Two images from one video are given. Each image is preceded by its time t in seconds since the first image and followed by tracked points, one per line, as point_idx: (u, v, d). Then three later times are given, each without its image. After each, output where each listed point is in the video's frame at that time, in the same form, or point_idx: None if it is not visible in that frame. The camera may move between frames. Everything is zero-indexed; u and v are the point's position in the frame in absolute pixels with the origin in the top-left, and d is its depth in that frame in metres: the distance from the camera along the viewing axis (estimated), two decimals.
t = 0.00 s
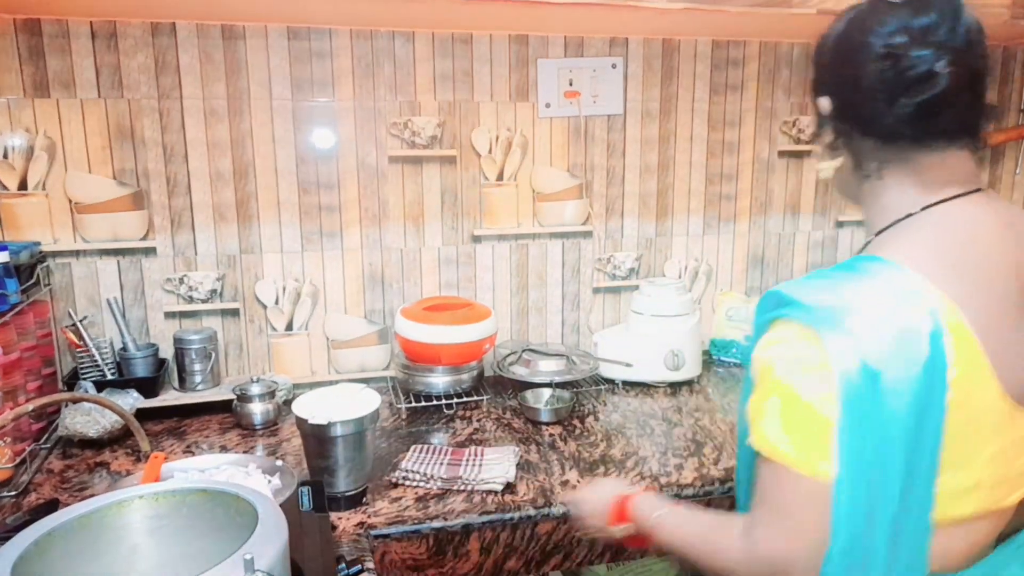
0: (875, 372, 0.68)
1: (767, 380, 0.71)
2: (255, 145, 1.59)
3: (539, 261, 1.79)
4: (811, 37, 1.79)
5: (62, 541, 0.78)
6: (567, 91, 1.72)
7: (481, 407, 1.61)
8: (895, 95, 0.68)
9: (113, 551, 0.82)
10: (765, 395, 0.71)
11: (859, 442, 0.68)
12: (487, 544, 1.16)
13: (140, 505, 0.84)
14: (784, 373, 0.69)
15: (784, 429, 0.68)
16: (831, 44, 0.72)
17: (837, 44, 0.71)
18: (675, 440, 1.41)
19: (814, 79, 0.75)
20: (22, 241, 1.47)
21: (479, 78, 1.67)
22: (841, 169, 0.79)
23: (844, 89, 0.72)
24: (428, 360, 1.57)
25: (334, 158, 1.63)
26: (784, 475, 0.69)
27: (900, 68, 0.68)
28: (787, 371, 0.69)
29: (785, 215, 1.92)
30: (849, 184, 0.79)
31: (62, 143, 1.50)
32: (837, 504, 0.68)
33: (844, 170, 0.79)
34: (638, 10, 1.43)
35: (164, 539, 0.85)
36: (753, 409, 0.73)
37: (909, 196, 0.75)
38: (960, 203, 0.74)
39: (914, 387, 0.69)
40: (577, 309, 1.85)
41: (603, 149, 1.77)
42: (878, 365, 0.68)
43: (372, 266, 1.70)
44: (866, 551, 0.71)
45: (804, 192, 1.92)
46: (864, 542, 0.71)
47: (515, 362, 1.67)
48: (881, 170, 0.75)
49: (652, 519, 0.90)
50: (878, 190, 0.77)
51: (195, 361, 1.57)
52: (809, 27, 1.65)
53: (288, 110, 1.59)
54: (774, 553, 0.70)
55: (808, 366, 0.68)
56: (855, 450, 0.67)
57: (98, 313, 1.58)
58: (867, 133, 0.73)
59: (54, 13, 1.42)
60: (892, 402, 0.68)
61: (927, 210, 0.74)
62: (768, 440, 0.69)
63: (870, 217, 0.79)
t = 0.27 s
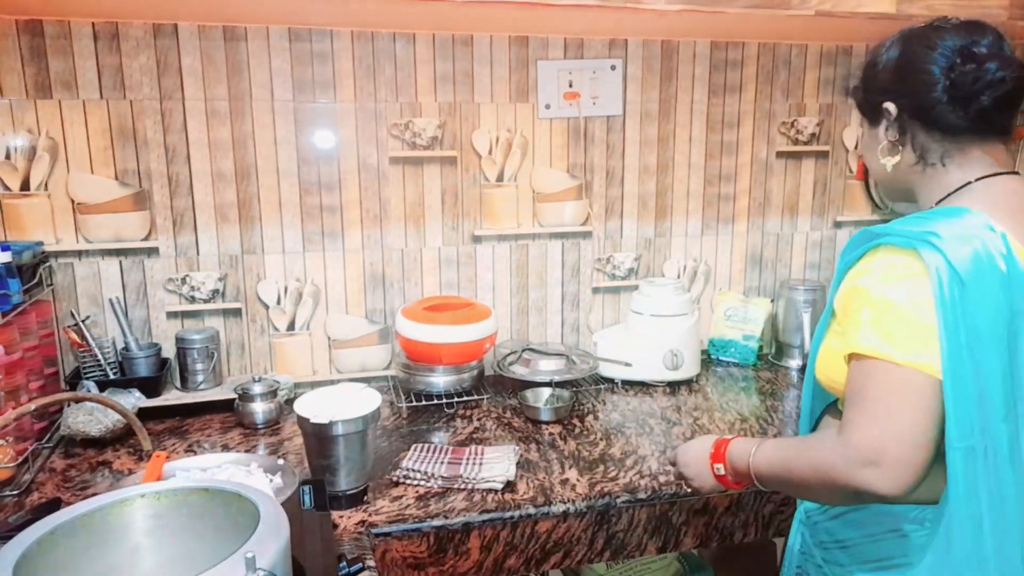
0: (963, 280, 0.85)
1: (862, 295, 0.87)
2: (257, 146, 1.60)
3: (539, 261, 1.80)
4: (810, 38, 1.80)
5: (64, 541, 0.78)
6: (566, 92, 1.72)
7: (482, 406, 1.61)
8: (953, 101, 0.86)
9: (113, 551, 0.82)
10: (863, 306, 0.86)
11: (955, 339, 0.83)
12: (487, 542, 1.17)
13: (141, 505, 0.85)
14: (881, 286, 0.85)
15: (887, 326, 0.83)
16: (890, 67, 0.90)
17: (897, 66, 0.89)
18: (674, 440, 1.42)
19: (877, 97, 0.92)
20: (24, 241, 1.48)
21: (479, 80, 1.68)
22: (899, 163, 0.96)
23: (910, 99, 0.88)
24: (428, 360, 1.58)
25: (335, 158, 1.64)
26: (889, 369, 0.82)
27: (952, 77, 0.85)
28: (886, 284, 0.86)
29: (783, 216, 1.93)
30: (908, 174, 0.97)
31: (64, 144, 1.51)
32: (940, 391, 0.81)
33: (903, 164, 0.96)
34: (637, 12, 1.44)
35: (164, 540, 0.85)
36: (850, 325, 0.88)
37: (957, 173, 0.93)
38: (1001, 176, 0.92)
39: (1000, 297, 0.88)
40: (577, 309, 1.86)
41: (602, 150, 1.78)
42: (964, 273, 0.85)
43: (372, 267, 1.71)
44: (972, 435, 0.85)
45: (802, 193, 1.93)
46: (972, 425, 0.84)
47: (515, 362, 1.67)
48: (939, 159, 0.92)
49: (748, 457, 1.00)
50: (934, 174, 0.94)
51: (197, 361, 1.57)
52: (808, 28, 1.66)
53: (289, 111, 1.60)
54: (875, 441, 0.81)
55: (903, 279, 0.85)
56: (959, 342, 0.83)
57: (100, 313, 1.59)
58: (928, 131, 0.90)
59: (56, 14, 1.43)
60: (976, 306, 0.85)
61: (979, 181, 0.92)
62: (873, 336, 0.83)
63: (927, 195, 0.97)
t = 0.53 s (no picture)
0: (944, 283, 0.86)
1: (846, 295, 0.90)
2: (257, 146, 1.60)
3: (539, 261, 1.81)
4: (810, 38, 1.80)
5: (65, 541, 0.79)
6: (566, 92, 1.73)
7: (482, 406, 1.62)
8: (964, 104, 0.86)
9: (113, 551, 0.83)
10: (845, 306, 0.89)
11: (932, 342, 0.85)
12: (487, 542, 1.17)
13: (141, 505, 0.85)
14: (864, 287, 0.88)
15: (864, 328, 0.86)
16: (900, 70, 0.90)
17: (908, 69, 0.89)
18: (674, 439, 1.42)
19: (888, 99, 0.92)
20: (25, 242, 1.48)
21: (479, 80, 1.68)
22: (910, 163, 0.96)
23: (922, 101, 0.89)
24: (428, 360, 1.58)
25: (335, 159, 1.64)
26: (863, 369, 0.85)
27: (964, 80, 0.86)
28: (868, 286, 0.88)
29: (783, 216, 1.93)
30: (916, 173, 0.97)
31: (65, 145, 1.51)
32: (911, 390, 0.85)
33: (914, 163, 0.96)
34: (637, 12, 1.44)
35: (165, 540, 0.85)
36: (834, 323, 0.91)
37: (965, 173, 0.93)
38: (1010, 177, 0.92)
39: (984, 298, 0.88)
40: (577, 309, 1.86)
41: (602, 150, 1.78)
42: (943, 275, 0.86)
43: (373, 267, 1.71)
44: (943, 432, 0.87)
45: (802, 193, 1.93)
46: (944, 423, 0.86)
47: (515, 362, 1.68)
48: (949, 160, 0.93)
49: (754, 434, 1.05)
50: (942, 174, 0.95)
51: (197, 361, 1.57)
52: (808, 29, 1.67)
53: (289, 112, 1.60)
54: (847, 433, 0.86)
55: (885, 282, 0.87)
56: (934, 345, 0.85)
57: (100, 313, 1.59)
58: (938, 132, 0.91)
59: (57, 15, 1.43)
60: (955, 308, 0.87)
61: (982, 182, 0.92)
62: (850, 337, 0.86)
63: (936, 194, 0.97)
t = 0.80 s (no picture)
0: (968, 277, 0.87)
1: (868, 293, 0.90)
2: (257, 146, 1.60)
3: (539, 261, 1.81)
4: (809, 38, 1.80)
5: (64, 541, 0.79)
6: (566, 93, 1.73)
7: (482, 406, 1.62)
8: (943, 112, 0.88)
9: (113, 551, 0.83)
10: (868, 304, 0.89)
11: (962, 329, 0.85)
12: (487, 542, 1.17)
13: (141, 505, 0.85)
14: (887, 284, 0.88)
15: (891, 325, 0.86)
16: (882, 77, 0.90)
17: (889, 75, 0.90)
18: (674, 439, 1.42)
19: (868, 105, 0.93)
20: (25, 242, 1.48)
21: (479, 80, 1.68)
22: (887, 166, 0.97)
23: (903, 108, 0.89)
24: (428, 360, 1.58)
25: (336, 159, 1.64)
26: (891, 366, 0.86)
27: (944, 88, 0.87)
28: (892, 283, 0.88)
29: (783, 216, 1.94)
30: (893, 177, 0.98)
31: (65, 145, 1.51)
32: (939, 382, 0.86)
33: (892, 167, 0.97)
34: (636, 13, 1.44)
35: (165, 539, 0.86)
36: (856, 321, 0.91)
37: (942, 174, 0.95)
38: (984, 178, 0.95)
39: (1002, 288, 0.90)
40: (576, 309, 1.86)
41: (602, 150, 1.79)
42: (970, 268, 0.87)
43: (373, 267, 1.72)
44: (973, 419, 0.89)
45: (802, 193, 1.93)
46: (975, 406, 0.88)
47: (515, 362, 1.68)
48: (926, 163, 0.94)
49: (773, 430, 1.06)
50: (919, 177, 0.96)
51: (197, 361, 1.58)
52: (807, 29, 1.67)
53: (289, 112, 1.60)
54: (874, 427, 0.86)
55: (908, 278, 0.87)
56: (963, 337, 0.86)
57: (100, 312, 1.59)
58: (917, 138, 0.92)
59: (57, 15, 1.44)
60: (979, 300, 0.88)
61: (962, 182, 0.94)
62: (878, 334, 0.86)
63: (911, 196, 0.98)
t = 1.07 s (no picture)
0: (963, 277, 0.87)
1: (866, 294, 0.90)
2: (257, 146, 1.60)
3: (539, 261, 1.80)
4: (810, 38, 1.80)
5: (64, 541, 0.79)
6: (566, 92, 1.73)
7: (482, 406, 1.62)
8: (961, 110, 0.88)
9: (113, 551, 0.83)
10: (867, 304, 0.89)
11: (960, 333, 0.86)
12: (487, 542, 1.17)
13: (141, 505, 0.85)
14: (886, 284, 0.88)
15: (888, 324, 0.86)
16: (888, 76, 0.89)
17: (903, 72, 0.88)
18: (674, 440, 1.42)
19: (880, 106, 0.91)
20: (24, 241, 1.48)
21: (479, 80, 1.68)
22: (899, 166, 0.96)
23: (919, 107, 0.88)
24: (428, 360, 1.58)
25: (335, 158, 1.64)
26: (888, 365, 0.85)
27: (964, 84, 0.87)
28: (888, 283, 0.88)
29: (783, 215, 1.93)
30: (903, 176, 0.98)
31: (64, 144, 1.51)
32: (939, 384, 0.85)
33: (902, 167, 0.96)
34: (637, 12, 1.44)
35: (165, 539, 0.85)
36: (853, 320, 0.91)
37: (952, 173, 0.95)
38: (989, 176, 0.96)
39: (1001, 289, 0.91)
40: (577, 309, 1.86)
41: (602, 150, 1.78)
42: (966, 271, 0.88)
43: (373, 267, 1.71)
44: (970, 422, 0.90)
45: (802, 193, 1.93)
46: (971, 410, 0.89)
47: (515, 362, 1.67)
48: (939, 162, 0.94)
49: (767, 417, 1.03)
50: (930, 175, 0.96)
51: (197, 361, 1.57)
52: (808, 28, 1.67)
53: (289, 111, 1.60)
54: (876, 425, 0.85)
55: (905, 278, 0.88)
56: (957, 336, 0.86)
57: (100, 312, 1.59)
58: (931, 138, 0.91)
59: (56, 15, 1.43)
60: (976, 300, 0.88)
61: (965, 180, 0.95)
62: (874, 332, 0.86)
63: (919, 194, 0.99)
